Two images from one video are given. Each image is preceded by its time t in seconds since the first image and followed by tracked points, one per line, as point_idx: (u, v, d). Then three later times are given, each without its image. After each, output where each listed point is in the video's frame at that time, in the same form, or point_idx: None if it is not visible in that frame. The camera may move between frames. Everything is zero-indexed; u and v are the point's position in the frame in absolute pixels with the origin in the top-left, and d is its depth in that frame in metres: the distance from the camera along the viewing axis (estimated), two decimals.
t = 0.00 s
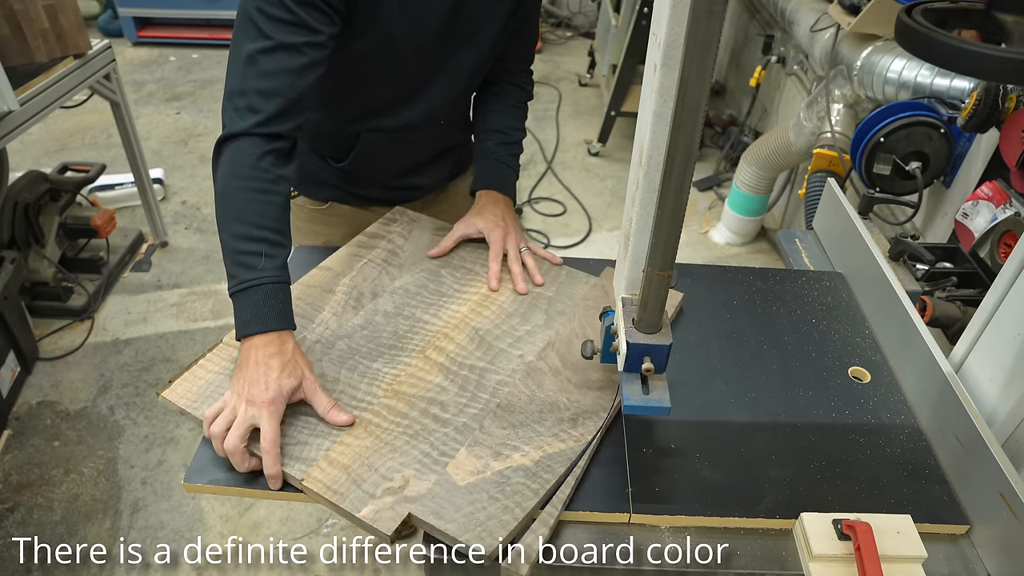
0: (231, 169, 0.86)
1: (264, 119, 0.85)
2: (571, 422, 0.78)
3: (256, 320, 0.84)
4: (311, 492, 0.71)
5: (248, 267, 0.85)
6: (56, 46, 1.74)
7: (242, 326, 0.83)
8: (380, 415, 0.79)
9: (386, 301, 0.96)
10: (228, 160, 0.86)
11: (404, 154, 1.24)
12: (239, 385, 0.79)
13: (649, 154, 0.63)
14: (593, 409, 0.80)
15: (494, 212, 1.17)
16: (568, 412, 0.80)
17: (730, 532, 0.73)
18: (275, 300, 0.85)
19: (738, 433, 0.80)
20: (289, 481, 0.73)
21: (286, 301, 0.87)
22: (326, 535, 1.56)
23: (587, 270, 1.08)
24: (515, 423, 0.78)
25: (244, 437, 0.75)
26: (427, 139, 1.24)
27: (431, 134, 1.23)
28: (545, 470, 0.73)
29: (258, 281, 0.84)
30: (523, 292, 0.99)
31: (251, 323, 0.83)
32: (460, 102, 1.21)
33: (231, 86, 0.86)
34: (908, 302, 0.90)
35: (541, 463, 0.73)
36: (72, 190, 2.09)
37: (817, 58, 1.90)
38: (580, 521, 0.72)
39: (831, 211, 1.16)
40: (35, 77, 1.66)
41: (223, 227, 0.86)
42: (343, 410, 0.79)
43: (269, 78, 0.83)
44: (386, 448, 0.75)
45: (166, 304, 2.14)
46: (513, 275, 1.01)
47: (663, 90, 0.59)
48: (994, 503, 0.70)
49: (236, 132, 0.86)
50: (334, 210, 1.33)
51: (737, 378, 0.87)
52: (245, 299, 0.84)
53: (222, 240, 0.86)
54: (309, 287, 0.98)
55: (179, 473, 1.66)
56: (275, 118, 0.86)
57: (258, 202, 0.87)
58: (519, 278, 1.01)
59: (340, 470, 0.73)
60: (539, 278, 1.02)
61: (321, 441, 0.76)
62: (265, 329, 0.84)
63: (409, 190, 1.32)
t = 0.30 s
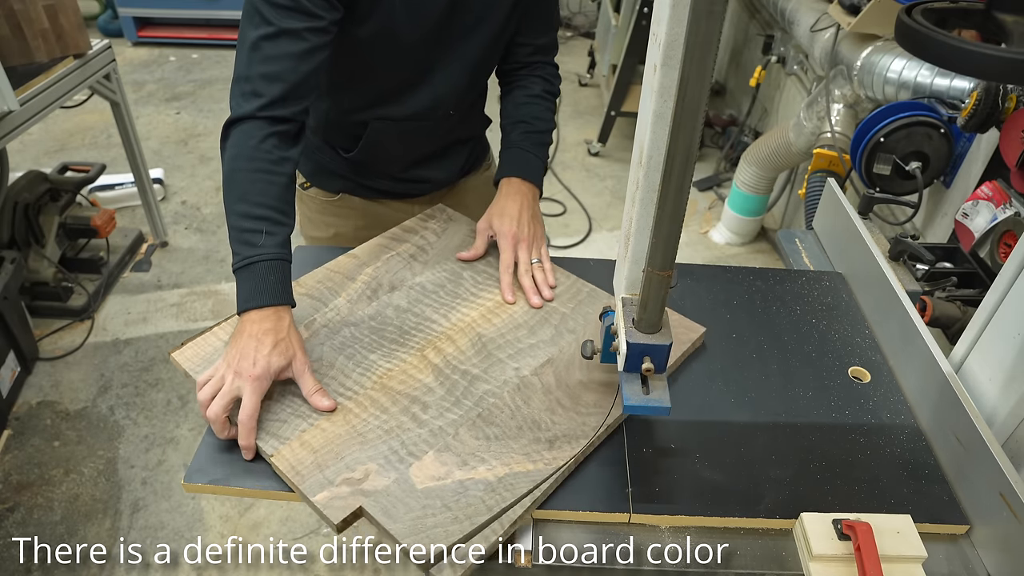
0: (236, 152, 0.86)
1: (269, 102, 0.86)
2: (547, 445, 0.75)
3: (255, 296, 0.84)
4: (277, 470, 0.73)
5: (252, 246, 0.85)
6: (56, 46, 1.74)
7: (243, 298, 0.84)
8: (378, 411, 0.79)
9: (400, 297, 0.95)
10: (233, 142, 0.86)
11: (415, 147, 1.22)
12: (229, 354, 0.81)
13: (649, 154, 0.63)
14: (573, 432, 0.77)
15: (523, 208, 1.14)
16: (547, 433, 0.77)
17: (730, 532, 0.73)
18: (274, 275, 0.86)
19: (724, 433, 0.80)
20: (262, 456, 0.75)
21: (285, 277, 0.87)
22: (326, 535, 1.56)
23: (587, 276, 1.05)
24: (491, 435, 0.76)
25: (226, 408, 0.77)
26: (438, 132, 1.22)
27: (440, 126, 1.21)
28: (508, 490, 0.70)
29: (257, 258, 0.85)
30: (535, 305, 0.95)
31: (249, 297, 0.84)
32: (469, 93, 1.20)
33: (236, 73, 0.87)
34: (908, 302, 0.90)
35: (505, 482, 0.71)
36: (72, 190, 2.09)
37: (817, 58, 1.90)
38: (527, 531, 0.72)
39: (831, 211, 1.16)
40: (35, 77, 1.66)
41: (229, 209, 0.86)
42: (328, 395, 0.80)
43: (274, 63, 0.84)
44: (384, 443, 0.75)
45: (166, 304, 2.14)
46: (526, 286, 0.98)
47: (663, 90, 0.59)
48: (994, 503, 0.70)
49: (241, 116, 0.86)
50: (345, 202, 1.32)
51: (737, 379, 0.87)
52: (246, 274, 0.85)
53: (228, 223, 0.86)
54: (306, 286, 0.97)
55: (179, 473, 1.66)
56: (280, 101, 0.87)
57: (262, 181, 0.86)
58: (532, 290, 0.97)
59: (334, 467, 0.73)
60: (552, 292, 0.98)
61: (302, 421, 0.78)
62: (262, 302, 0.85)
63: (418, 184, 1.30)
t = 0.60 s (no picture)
0: (242, 143, 0.89)
1: (273, 96, 0.89)
2: (528, 455, 0.74)
3: (259, 281, 0.86)
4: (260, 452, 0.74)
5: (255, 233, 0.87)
6: (56, 46, 1.74)
7: (248, 283, 0.86)
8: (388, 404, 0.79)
9: (411, 295, 0.95)
10: (240, 135, 0.89)
11: (423, 142, 1.22)
12: (228, 337, 0.82)
13: (649, 154, 0.63)
14: (557, 446, 0.75)
15: (501, 190, 1.13)
16: (531, 444, 0.75)
17: (730, 532, 0.73)
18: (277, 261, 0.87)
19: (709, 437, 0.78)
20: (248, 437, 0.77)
21: (289, 265, 0.89)
22: (326, 535, 1.56)
23: (587, 277, 1.05)
24: (474, 440, 0.75)
25: (221, 389, 0.78)
26: (446, 128, 1.21)
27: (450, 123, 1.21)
28: (484, 499, 0.69)
29: (264, 244, 0.86)
30: (530, 284, 0.98)
31: (253, 282, 0.86)
32: (477, 88, 1.19)
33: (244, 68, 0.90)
34: (908, 302, 0.90)
35: (481, 491, 0.70)
36: (72, 190, 2.09)
37: (817, 58, 1.90)
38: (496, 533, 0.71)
39: (831, 211, 1.16)
40: (35, 78, 1.66)
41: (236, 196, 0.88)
42: (320, 385, 0.81)
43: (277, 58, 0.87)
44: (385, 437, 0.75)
45: (166, 304, 2.14)
46: (518, 267, 1.00)
47: (663, 91, 0.59)
48: (994, 503, 0.70)
49: (247, 108, 0.89)
50: (352, 198, 1.32)
51: (737, 379, 0.87)
52: (251, 260, 0.86)
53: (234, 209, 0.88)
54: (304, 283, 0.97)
55: (179, 473, 1.66)
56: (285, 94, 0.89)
57: (265, 170, 0.89)
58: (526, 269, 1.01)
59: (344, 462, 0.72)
60: (545, 268, 1.01)
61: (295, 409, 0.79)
62: (265, 289, 0.86)
63: (427, 181, 1.29)
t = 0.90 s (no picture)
0: (252, 127, 0.89)
1: (283, 80, 0.89)
2: (492, 471, 0.72)
3: (260, 257, 0.87)
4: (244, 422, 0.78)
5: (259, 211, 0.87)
6: (56, 46, 1.74)
7: (248, 260, 0.87)
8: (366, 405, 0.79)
9: (427, 292, 0.96)
10: (251, 118, 0.89)
11: (440, 138, 1.21)
12: (226, 311, 0.85)
13: (649, 154, 0.63)
14: (524, 466, 0.72)
15: (535, 200, 1.12)
16: (498, 460, 0.73)
17: (730, 532, 0.73)
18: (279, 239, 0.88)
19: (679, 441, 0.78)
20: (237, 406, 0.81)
21: (291, 245, 0.89)
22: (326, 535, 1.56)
23: (586, 276, 1.05)
24: (444, 446, 0.74)
25: (216, 362, 0.82)
26: (463, 124, 1.20)
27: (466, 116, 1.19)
28: (434, 507, 0.68)
29: (266, 223, 0.87)
30: (548, 298, 0.96)
31: (254, 258, 0.87)
32: (493, 83, 1.18)
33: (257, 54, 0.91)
34: (908, 302, 0.90)
35: (432, 498, 0.69)
36: (72, 190, 2.09)
37: (817, 58, 1.90)
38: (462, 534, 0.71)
39: (831, 212, 1.16)
40: (35, 77, 1.66)
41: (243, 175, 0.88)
42: (309, 365, 0.84)
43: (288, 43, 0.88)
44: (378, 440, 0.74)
45: (166, 304, 2.14)
46: (538, 280, 0.98)
47: (663, 90, 0.59)
48: (994, 503, 0.70)
49: (258, 92, 0.90)
50: (371, 194, 1.33)
51: (736, 379, 0.87)
52: (253, 239, 0.87)
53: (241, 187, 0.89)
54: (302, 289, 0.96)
55: (179, 473, 1.66)
56: (295, 80, 0.90)
57: (273, 154, 0.89)
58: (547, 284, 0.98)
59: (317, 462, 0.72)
60: (567, 285, 0.98)
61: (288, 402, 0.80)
62: (266, 266, 0.87)
63: (447, 178, 1.28)
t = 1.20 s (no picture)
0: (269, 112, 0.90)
1: (301, 70, 0.89)
2: (461, 480, 0.71)
3: (270, 241, 0.88)
4: (236, 398, 0.81)
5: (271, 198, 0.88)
6: (56, 46, 1.74)
7: (259, 241, 0.88)
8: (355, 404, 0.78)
9: (440, 292, 0.96)
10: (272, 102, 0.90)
11: (459, 136, 1.21)
12: (233, 291, 0.87)
13: (649, 154, 0.63)
14: (493, 478, 0.71)
15: (564, 210, 1.08)
16: (468, 469, 0.72)
17: (729, 532, 0.73)
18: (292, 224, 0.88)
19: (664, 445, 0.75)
20: (233, 382, 0.84)
21: (301, 230, 0.90)
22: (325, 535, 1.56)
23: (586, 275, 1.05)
24: (420, 447, 0.74)
25: (220, 340, 0.85)
26: (484, 123, 1.20)
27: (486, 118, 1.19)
28: (396, 505, 0.68)
29: (276, 207, 0.87)
30: (560, 312, 0.93)
31: (264, 240, 0.88)
32: (517, 82, 1.17)
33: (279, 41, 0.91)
34: (908, 303, 0.90)
35: (397, 495, 0.69)
36: (72, 190, 2.09)
37: (817, 58, 1.91)
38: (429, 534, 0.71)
39: (831, 212, 1.16)
40: (35, 77, 1.66)
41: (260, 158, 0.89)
42: (304, 349, 0.85)
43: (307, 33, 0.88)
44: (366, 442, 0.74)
45: (166, 304, 2.14)
46: (552, 292, 0.96)
47: (663, 91, 0.60)
48: (994, 503, 0.70)
49: (277, 79, 0.90)
50: (390, 188, 1.33)
51: (736, 379, 0.87)
52: (264, 221, 0.88)
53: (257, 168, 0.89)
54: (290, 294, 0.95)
55: (179, 473, 1.66)
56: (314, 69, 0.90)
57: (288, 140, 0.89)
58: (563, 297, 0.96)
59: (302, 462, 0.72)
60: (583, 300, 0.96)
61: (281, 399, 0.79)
62: (274, 249, 0.88)
63: (466, 174, 1.28)
